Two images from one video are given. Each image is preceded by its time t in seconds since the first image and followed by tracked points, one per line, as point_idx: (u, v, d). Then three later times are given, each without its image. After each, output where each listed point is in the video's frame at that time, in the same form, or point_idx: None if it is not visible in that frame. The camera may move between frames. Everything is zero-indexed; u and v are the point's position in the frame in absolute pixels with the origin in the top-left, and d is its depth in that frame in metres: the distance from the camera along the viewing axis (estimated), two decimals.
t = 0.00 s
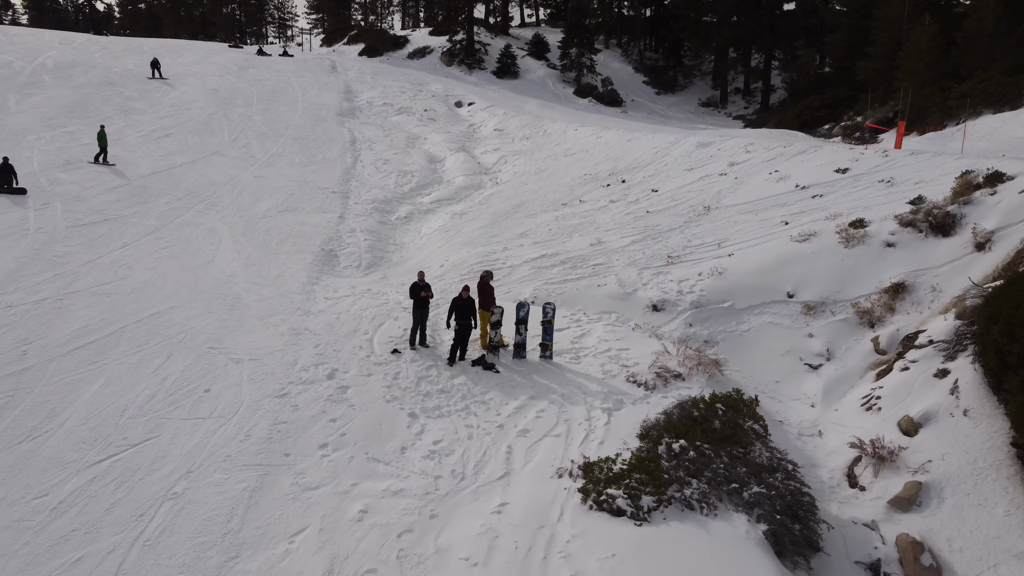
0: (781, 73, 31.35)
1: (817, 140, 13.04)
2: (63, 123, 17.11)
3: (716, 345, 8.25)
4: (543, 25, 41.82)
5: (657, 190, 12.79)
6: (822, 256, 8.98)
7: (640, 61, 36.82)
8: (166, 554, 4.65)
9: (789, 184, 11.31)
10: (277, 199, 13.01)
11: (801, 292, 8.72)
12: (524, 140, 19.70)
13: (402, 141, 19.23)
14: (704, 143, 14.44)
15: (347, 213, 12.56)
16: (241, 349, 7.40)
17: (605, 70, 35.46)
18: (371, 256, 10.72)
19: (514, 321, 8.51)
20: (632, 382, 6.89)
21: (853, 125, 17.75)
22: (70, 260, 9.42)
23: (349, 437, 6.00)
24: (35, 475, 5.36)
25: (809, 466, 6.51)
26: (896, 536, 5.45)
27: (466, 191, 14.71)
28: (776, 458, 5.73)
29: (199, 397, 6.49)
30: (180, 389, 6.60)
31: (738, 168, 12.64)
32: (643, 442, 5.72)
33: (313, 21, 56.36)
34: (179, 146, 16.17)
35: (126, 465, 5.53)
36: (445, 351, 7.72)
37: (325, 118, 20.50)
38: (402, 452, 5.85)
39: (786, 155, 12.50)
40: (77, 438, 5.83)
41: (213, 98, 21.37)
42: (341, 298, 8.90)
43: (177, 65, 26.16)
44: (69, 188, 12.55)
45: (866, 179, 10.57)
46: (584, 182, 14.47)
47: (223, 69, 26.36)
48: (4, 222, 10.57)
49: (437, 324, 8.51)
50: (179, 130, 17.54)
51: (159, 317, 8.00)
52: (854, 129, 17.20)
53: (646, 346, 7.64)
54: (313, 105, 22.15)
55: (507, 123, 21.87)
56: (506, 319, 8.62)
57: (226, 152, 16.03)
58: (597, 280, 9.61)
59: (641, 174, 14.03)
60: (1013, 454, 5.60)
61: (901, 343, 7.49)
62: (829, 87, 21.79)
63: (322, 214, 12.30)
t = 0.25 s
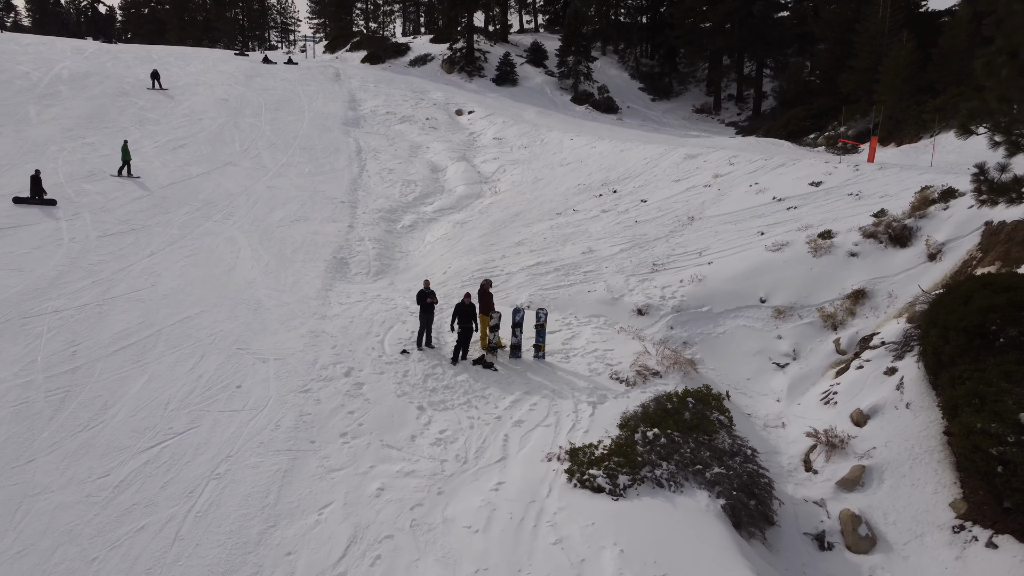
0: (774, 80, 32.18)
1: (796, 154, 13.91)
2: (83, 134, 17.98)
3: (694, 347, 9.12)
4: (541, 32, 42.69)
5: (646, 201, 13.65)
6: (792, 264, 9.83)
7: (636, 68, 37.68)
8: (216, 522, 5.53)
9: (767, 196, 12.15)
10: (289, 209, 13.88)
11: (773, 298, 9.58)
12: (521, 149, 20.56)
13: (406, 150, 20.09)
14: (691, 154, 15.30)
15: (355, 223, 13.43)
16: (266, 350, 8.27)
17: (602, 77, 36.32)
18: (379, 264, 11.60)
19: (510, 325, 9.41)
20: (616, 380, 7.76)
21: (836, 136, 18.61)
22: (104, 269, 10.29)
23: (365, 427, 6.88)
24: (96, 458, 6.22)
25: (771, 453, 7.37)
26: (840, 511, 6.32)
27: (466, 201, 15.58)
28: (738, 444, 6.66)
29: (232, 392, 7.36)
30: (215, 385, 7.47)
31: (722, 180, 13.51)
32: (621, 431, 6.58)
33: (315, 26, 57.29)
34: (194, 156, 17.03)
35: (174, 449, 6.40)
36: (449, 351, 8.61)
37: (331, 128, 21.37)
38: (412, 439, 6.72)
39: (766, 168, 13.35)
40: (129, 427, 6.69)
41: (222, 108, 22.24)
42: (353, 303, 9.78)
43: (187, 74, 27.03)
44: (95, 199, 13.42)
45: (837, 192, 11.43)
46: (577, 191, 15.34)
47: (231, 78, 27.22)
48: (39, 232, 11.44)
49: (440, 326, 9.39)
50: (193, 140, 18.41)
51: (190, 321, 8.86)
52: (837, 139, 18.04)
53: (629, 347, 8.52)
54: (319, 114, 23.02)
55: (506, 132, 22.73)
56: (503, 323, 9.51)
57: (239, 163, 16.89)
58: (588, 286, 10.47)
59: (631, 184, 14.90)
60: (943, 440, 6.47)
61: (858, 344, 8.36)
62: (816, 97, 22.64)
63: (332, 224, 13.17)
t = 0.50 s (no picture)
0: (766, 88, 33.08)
1: (777, 166, 14.83)
2: (102, 145, 18.91)
3: (674, 347, 10.02)
4: (540, 38, 43.60)
5: (636, 210, 14.57)
6: (766, 272, 10.74)
7: (632, 74, 38.61)
8: (254, 498, 6.45)
9: (747, 207, 13.07)
10: (301, 218, 14.80)
11: (748, 302, 10.49)
12: (520, 158, 21.48)
13: (409, 159, 21.00)
14: (679, 166, 16.22)
15: (363, 231, 14.35)
16: (288, 350, 9.20)
17: (599, 84, 37.25)
18: (387, 270, 12.52)
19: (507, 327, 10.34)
20: (602, 378, 8.68)
21: (819, 146, 19.51)
22: (135, 275, 11.21)
23: (379, 419, 7.80)
24: (146, 445, 7.13)
25: (740, 442, 8.27)
26: (795, 491, 7.22)
27: (467, 209, 16.51)
28: (706, 433, 7.61)
29: (260, 388, 8.27)
30: (245, 382, 8.39)
31: (706, 191, 14.42)
32: (604, 421, 7.50)
33: (317, 31, 58.28)
34: (208, 166, 17.94)
35: (212, 437, 7.32)
36: (452, 351, 9.54)
37: (337, 137, 22.30)
38: (421, 429, 7.63)
39: (748, 180, 14.26)
40: (172, 418, 7.60)
41: (232, 117, 23.16)
42: (364, 308, 10.71)
43: (196, 84, 27.98)
44: (120, 208, 14.34)
45: (811, 203, 12.34)
46: (572, 200, 16.26)
47: (239, 87, 28.15)
48: (72, 241, 12.35)
49: (444, 329, 10.31)
50: (207, 150, 19.33)
51: (218, 324, 9.78)
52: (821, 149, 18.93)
53: (614, 348, 9.45)
54: (325, 123, 23.94)
55: (505, 140, 23.65)
56: (501, 326, 10.44)
57: (251, 172, 17.79)
58: (579, 291, 11.38)
59: (623, 194, 15.82)
60: (886, 430, 7.38)
61: (821, 344, 9.26)
62: (803, 107, 23.54)
63: (342, 233, 14.09)
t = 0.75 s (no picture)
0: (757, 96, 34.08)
1: (759, 179, 15.79)
2: (120, 155, 19.86)
3: (657, 349, 10.98)
4: (538, 46, 44.58)
5: (626, 220, 15.54)
6: (743, 280, 11.69)
7: (629, 81, 39.58)
8: (284, 481, 7.42)
9: (729, 218, 14.02)
10: (312, 227, 15.76)
11: (725, 308, 11.44)
12: (518, 167, 22.44)
13: (412, 169, 21.95)
14: (668, 177, 17.18)
15: (371, 240, 15.32)
16: (306, 352, 10.19)
17: (596, 91, 38.21)
18: (393, 278, 13.49)
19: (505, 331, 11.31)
20: (590, 378, 9.66)
21: (803, 156, 20.46)
22: (163, 283, 12.17)
23: (391, 413, 8.77)
24: (185, 435, 8.10)
25: (712, 434, 9.24)
26: (759, 477, 8.20)
27: (468, 218, 17.48)
28: (681, 425, 8.59)
29: (283, 386, 9.25)
30: (268, 380, 9.36)
31: (692, 202, 15.37)
32: (590, 415, 8.45)
33: (319, 37, 59.28)
34: (222, 176, 18.90)
35: (243, 429, 8.28)
36: (454, 353, 10.51)
37: (343, 146, 23.25)
38: (428, 422, 8.60)
39: (731, 192, 15.21)
40: (206, 413, 8.57)
41: (242, 128, 24.13)
42: (374, 313, 11.68)
43: (206, 93, 28.96)
44: (142, 218, 15.30)
45: (787, 215, 13.29)
46: (567, 210, 17.22)
47: (247, 96, 29.13)
48: (102, 250, 13.33)
49: (447, 332, 11.27)
50: (220, 160, 20.29)
51: (242, 328, 10.75)
52: (804, 159, 19.89)
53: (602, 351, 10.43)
54: (331, 133, 24.90)
55: (504, 149, 24.60)
56: (499, 330, 11.41)
57: (263, 182, 18.76)
58: (572, 298, 12.35)
59: (615, 204, 16.77)
60: (840, 422, 8.34)
61: (789, 346, 10.22)
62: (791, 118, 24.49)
63: (351, 242, 15.05)
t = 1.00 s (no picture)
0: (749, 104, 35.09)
1: (743, 190, 16.80)
2: (138, 166, 20.89)
3: (643, 350, 11.99)
4: (537, 54, 45.65)
5: (617, 229, 16.56)
6: (722, 287, 12.69)
7: (625, 89, 40.62)
8: (307, 468, 8.44)
9: (712, 228, 15.02)
10: (322, 236, 16.78)
11: (706, 313, 12.45)
12: (516, 175, 23.46)
13: (415, 178, 22.97)
14: (658, 188, 18.21)
15: (378, 249, 16.34)
16: (323, 354, 11.24)
17: (592, 99, 39.24)
18: (400, 285, 14.52)
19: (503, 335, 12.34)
20: (580, 377, 10.69)
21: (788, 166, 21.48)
22: (187, 290, 13.19)
23: (401, 409, 9.80)
24: (218, 428, 9.11)
25: (690, 428, 10.24)
26: (728, 465, 9.21)
27: (469, 227, 18.51)
28: (660, 419, 9.61)
29: (303, 384, 10.27)
30: (290, 380, 10.38)
31: (680, 212, 16.39)
32: (579, 410, 9.47)
33: (322, 43, 60.33)
34: (235, 186, 19.92)
35: (270, 423, 9.30)
36: (457, 355, 11.53)
37: (348, 156, 24.28)
38: (434, 417, 9.62)
39: (716, 203, 16.22)
40: (235, 409, 9.58)
41: (251, 138, 25.15)
42: (382, 319, 12.70)
43: (215, 103, 30.00)
44: (163, 228, 16.31)
45: (766, 226, 14.30)
46: (562, 219, 18.24)
47: (255, 106, 30.16)
48: (129, 259, 14.34)
49: (450, 336, 12.29)
50: (232, 171, 21.31)
51: (262, 332, 11.77)
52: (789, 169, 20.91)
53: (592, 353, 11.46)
54: (337, 142, 25.93)
55: (503, 157, 25.63)
56: (498, 334, 12.44)
57: (274, 192, 19.78)
58: (565, 303, 13.37)
59: (607, 213, 17.79)
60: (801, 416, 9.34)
61: (762, 348, 11.21)
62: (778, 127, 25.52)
63: (359, 250, 16.08)
